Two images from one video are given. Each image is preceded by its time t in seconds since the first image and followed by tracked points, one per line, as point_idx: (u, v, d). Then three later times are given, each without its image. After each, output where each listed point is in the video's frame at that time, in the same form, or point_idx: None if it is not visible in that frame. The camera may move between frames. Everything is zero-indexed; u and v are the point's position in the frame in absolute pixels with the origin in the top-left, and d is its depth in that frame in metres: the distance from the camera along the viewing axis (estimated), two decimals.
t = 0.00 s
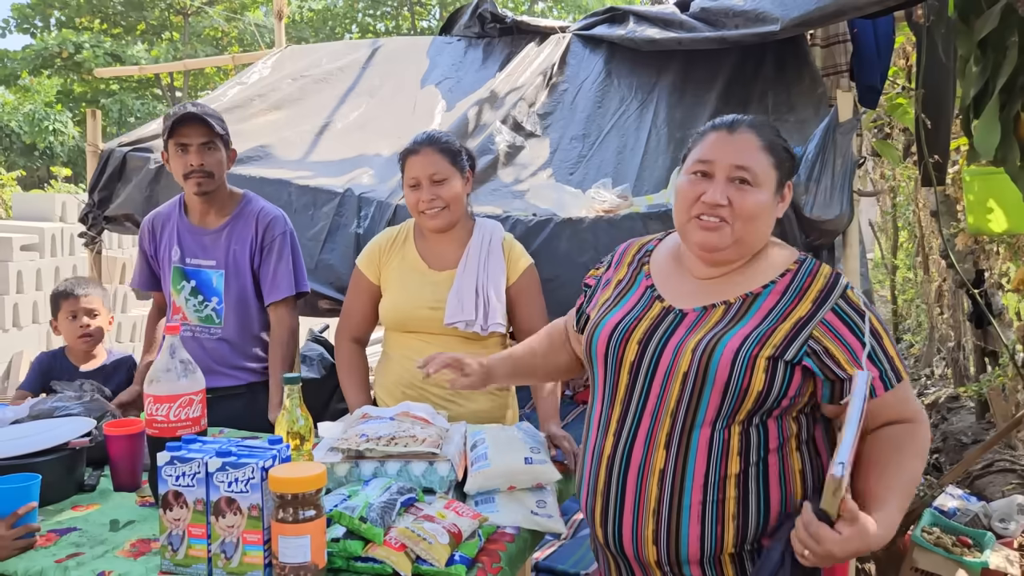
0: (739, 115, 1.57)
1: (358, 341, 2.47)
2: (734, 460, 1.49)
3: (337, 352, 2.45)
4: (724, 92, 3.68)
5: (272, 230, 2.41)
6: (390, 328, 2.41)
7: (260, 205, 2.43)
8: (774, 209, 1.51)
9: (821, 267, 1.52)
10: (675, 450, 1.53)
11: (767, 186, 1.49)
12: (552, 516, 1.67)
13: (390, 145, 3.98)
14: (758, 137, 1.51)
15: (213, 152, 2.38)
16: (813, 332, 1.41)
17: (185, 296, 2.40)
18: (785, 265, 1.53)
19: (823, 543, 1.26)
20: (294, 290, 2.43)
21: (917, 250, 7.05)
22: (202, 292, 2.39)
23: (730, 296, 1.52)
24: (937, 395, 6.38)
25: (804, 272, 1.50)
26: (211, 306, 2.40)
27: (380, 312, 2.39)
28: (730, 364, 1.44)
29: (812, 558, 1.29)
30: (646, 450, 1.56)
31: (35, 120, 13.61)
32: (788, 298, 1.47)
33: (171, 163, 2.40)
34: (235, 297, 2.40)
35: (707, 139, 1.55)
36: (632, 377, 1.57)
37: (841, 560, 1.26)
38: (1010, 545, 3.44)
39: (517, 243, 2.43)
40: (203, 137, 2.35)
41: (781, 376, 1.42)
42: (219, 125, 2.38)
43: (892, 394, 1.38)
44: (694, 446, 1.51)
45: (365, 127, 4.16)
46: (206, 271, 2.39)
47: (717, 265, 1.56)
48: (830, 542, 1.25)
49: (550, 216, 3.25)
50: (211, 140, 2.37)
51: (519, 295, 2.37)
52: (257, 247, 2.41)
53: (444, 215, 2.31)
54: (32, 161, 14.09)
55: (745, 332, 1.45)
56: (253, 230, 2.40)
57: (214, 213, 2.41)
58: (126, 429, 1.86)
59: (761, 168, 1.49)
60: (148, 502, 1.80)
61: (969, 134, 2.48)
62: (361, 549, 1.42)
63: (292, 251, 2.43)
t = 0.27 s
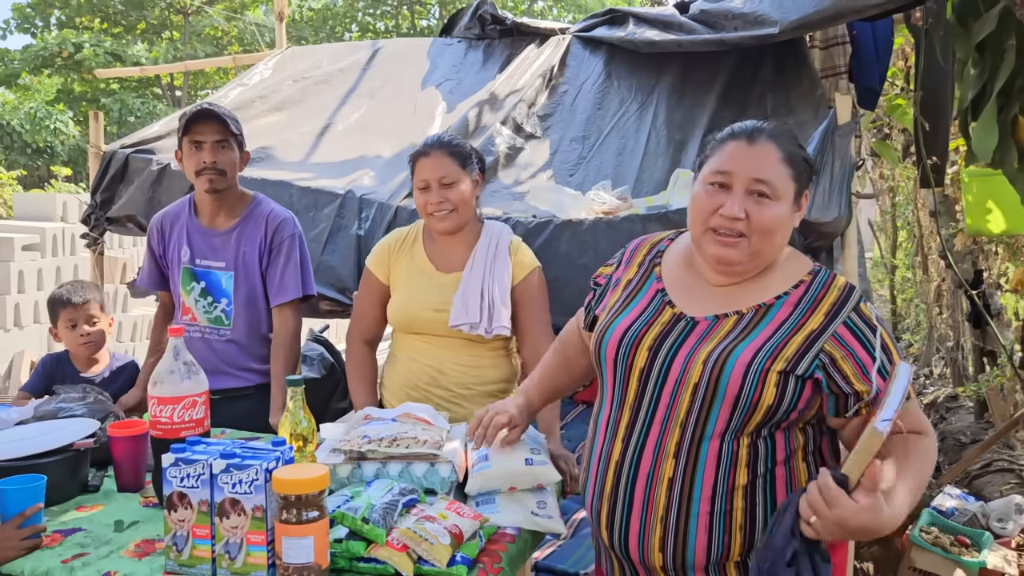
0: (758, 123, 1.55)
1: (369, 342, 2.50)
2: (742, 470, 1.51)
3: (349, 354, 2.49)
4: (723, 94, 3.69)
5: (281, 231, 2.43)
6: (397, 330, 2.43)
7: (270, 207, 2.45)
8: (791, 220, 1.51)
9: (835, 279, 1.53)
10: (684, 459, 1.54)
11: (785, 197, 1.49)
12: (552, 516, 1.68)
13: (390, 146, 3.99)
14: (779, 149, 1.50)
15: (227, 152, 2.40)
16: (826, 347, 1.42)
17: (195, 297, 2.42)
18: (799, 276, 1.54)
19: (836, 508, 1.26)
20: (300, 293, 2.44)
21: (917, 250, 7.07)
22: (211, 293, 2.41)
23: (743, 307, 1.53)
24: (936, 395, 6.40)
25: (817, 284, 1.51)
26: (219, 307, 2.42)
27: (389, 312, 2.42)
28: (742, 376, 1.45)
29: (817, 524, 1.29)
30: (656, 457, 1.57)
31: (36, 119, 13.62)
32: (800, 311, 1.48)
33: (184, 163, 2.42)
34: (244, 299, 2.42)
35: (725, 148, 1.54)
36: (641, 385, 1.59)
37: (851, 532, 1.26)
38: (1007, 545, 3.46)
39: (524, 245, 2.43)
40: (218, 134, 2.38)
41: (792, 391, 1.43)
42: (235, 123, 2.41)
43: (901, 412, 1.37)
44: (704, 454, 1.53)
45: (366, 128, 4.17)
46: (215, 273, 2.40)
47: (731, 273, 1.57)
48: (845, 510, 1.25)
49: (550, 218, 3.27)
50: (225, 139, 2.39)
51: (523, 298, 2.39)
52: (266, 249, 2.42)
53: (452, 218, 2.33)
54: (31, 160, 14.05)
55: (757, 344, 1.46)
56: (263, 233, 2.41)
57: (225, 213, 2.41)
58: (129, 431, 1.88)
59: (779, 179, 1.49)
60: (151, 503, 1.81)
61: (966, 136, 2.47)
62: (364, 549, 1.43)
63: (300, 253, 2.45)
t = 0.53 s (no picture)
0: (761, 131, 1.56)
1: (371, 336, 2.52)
2: (739, 462, 1.54)
3: (351, 347, 2.50)
4: (721, 94, 3.71)
5: (284, 234, 2.44)
6: (405, 328, 2.45)
7: (274, 210, 2.45)
8: (786, 227, 1.53)
9: (823, 277, 1.56)
10: (682, 452, 1.56)
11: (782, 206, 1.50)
12: (550, 515, 1.70)
13: (389, 146, 4.00)
14: (780, 160, 1.51)
15: (233, 161, 2.41)
16: (818, 341, 1.45)
17: (198, 298, 2.43)
18: (789, 275, 1.56)
19: (790, 488, 1.26)
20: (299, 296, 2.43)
21: (914, 249, 7.09)
22: (214, 294, 2.42)
23: (735, 304, 1.55)
24: (933, 394, 6.43)
25: (807, 282, 1.54)
26: (222, 309, 2.43)
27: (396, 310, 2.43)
28: (739, 371, 1.47)
29: (774, 507, 1.30)
30: (654, 451, 1.58)
31: (36, 118, 13.62)
32: (792, 307, 1.51)
33: (190, 169, 2.43)
34: (247, 301, 2.43)
35: (727, 157, 1.54)
36: (639, 380, 1.60)
37: (804, 511, 1.26)
38: (1003, 544, 3.47)
39: (534, 247, 2.44)
40: (225, 144, 2.39)
41: (787, 384, 1.46)
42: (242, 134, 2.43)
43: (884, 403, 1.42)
44: (701, 448, 1.54)
45: (365, 128, 4.19)
46: (218, 275, 2.41)
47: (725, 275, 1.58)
48: (797, 491, 1.25)
49: (549, 218, 3.28)
50: (232, 149, 2.41)
51: (532, 298, 2.37)
52: (269, 251, 2.43)
53: (463, 219, 2.34)
54: (30, 159, 14.09)
55: (752, 339, 1.49)
56: (265, 235, 2.42)
57: (230, 221, 2.43)
58: (130, 431, 1.89)
59: (778, 190, 1.50)
60: (152, 502, 1.82)
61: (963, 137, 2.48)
62: (364, 548, 1.45)
63: (302, 256, 2.45)
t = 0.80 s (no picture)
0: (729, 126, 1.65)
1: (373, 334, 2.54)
2: (715, 443, 1.57)
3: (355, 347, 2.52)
4: (715, 94, 3.72)
5: (271, 231, 2.41)
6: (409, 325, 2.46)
7: (263, 206, 2.44)
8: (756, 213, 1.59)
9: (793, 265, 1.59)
10: (661, 435, 1.60)
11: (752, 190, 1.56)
12: (542, 513, 1.70)
13: (385, 145, 4.01)
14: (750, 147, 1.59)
15: (222, 152, 2.40)
16: (787, 325, 1.50)
17: (188, 294, 2.44)
18: (760, 264, 1.59)
19: (749, 474, 1.37)
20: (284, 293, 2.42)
21: (911, 249, 7.11)
22: (205, 291, 2.43)
23: (711, 292, 1.59)
24: (929, 393, 6.45)
25: (776, 270, 1.58)
26: (212, 306, 2.44)
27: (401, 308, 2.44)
28: (713, 355, 1.51)
29: (740, 491, 1.40)
30: (635, 435, 1.63)
31: (34, 115, 13.61)
32: (761, 295, 1.54)
33: (179, 161, 2.42)
34: (236, 299, 2.43)
35: (699, 145, 1.61)
36: (621, 367, 1.64)
37: (764, 495, 1.36)
38: (996, 542, 3.48)
39: (539, 247, 2.44)
40: (213, 134, 2.38)
41: (759, 367, 1.50)
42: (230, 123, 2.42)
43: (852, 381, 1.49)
44: (679, 431, 1.58)
45: (361, 127, 4.19)
46: (208, 271, 2.42)
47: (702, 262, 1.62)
48: (754, 475, 1.36)
49: (543, 218, 3.29)
50: (221, 139, 2.40)
51: (538, 297, 2.38)
52: (256, 248, 2.41)
53: (469, 218, 2.35)
54: (27, 158, 14.10)
55: (726, 324, 1.53)
56: (253, 232, 2.40)
57: (219, 213, 2.43)
58: (124, 429, 1.89)
59: (748, 175, 1.56)
60: (146, 500, 1.83)
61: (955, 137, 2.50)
62: (356, 546, 1.45)
63: (289, 252, 2.43)
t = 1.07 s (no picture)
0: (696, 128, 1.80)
1: (375, 331, 2.56)
2: (697, 426, 1.69)
3: (356, 343, 2.55)
4: (709, 92, 3.73)
5: (254, 229, 2.40)
6: (410, 322, 2.47)
7: (246, 205, 2.43)
8: (728, 207, 1.73)
9: (768, 256, 1.73)
10: (646, 419, 1.72)
11: (722, 185, 1.71)
12: (534, 510, 1.71)
13: (379, 143, 4.02)
14: (716, 145, 1.74)
15: (198, 158, 2.37)
16: (761, 311, 1.63)
17: (176, 293, 2.45)
18: (736, 255, 1.73)
19: (738, 425, 1.40)
20: (270, 291, 2.41)
21: (906, 247, 7.12)
22: (192, 290, 2.44)
23: (689, 284, 1.72)
24: (924, 391, 6.47)
25: (751, 261, 1.71)
26: (199, 305, 2.44)
27: (402, 306, 2.45)
28: (693, 341, 1.64)
29: (729, 444, 1.43)
30: (622, 420, 1.75)
31: (31, 112, 13.58)
32: (738, 284, 1.68)
33: (156, 170, 2.40)
34: (222, 297, 2.43)
35: (670, 147, 1.76)
36: (608, 357, 1.77)
37: (751, 446, 1.39)
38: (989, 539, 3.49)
39: (542, 246, 2.45)
40: (187, 142, 2.35)
41: (736, 351, 1.62)
42: (202, 129, 2.37)
43: (828, 361, 1.58)
44: (663, 415, 1.70)
45: (355, 125, 4.19)
46: (194, 271, 2.43)
47: (679, 256, 1.76)
48: (744, 425, 1.39)
49: (537, 216, 3.30)
50: (195, 146, 2.36)
51: (540, 295, 2.39)
52: (240, 247, 2.41)
53: (472, 216, 2.36)
54: (23, 156, 14.09)
55: (704, 314, 1.66)
56: (237, 230, 2.40)
57: (203, 214, 2.43)
58: (117, 426, 1.89)
59: (716, 172, 1.71)
60: (139, 497, 1.83)
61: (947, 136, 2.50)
62: (346, 542, 1.46)
63: (273, 250, 2.42)
